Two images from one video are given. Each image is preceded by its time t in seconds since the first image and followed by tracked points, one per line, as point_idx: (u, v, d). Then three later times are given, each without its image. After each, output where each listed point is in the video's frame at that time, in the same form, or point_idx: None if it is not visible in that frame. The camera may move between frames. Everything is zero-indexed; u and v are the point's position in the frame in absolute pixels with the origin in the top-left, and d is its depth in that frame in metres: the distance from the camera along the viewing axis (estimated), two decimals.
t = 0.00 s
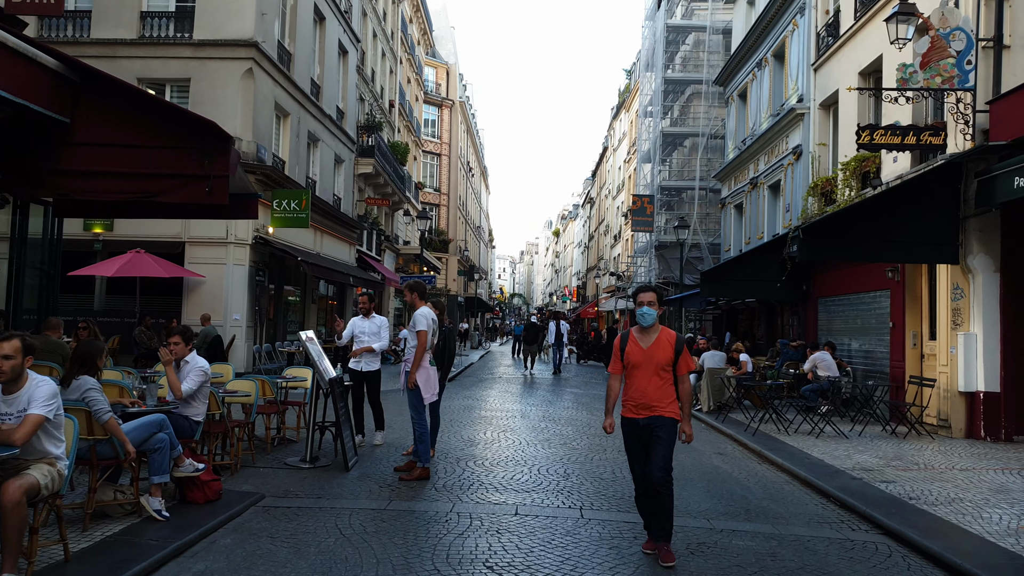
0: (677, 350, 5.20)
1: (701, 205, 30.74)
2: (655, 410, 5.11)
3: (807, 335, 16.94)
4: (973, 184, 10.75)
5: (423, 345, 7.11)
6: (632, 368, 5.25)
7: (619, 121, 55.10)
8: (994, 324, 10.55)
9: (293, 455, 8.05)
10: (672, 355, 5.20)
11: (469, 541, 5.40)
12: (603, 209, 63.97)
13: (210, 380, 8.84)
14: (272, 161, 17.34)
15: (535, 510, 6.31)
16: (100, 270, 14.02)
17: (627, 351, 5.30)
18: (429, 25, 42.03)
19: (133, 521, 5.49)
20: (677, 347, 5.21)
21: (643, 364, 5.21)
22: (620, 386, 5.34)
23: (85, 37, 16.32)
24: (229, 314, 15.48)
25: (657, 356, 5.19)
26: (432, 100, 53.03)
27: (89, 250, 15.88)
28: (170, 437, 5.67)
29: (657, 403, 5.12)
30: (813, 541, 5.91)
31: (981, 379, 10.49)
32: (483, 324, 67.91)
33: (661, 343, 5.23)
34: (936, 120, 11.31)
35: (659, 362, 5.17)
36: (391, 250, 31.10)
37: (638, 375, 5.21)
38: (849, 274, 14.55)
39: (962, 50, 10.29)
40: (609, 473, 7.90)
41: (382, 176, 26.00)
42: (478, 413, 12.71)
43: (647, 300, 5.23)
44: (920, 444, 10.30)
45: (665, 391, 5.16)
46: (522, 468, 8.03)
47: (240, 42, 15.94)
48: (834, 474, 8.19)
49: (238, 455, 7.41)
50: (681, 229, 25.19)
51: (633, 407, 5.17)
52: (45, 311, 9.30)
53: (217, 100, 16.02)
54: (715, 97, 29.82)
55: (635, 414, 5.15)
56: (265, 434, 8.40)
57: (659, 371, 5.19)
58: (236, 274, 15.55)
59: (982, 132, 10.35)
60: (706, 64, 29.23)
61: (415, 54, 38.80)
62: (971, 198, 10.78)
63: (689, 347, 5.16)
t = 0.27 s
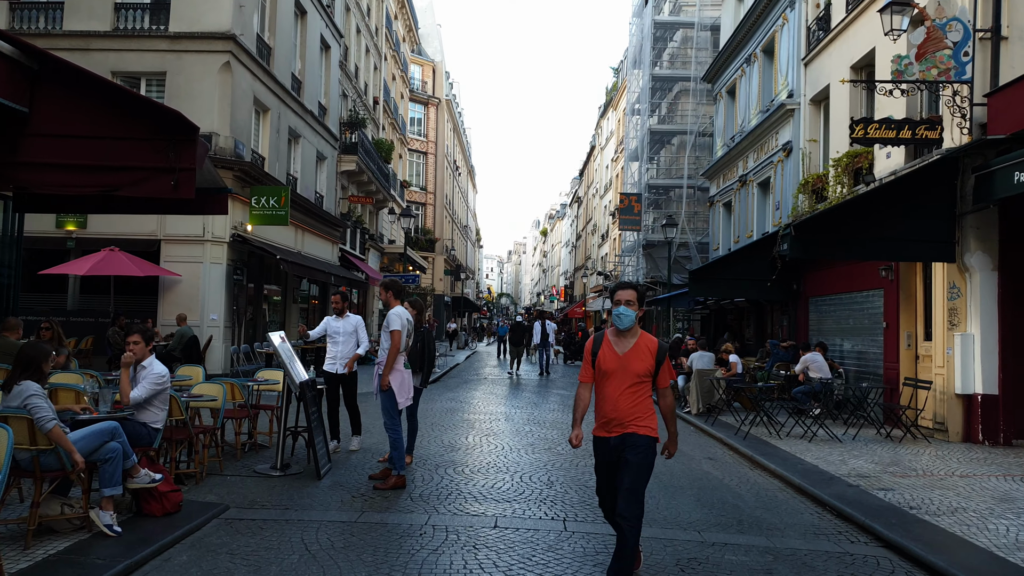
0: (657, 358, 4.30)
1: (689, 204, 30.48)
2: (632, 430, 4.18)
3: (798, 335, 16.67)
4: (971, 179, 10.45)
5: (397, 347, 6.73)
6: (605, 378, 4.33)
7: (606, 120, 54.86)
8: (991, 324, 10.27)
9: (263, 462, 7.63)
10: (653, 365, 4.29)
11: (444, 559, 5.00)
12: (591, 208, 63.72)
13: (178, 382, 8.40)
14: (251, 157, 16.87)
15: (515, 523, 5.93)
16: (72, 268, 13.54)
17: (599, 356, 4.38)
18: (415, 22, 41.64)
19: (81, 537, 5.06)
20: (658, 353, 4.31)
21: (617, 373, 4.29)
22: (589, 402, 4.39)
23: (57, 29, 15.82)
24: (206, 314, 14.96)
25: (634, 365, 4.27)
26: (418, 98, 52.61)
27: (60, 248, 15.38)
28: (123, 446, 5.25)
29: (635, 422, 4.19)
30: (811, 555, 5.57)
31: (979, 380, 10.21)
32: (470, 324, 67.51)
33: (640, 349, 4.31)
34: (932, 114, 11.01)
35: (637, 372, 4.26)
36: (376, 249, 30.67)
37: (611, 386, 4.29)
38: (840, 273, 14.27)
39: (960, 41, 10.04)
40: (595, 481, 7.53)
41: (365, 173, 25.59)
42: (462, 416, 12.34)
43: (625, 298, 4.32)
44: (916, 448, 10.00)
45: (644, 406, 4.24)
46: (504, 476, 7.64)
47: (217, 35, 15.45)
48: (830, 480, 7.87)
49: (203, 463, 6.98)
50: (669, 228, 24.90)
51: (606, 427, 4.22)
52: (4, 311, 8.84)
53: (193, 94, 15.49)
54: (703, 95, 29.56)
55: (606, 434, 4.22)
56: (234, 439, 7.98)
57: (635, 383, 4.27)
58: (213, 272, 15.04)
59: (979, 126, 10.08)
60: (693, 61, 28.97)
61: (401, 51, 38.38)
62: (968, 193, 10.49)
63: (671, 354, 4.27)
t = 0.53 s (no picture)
0: (642, 349, 3.70)
1: (685, 202, 30.19)
2: (610, 436, 3.65)
3: (796, 334, 16.39)
4: (979, 172, 10.21)
5: (382, 345, 6.42)
6: (584, 376, 3.80)
7: (601, 118, 54.56)
8: (1000, 323, 9.99)
9: (242, 466, 7.24)
10: (636, 356, 3.71)
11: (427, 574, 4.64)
12: (585, 208, 63.44)
13: (155, 382, 8.02)
14: (239, 152, 16.42)
15: (506, 532, 5.58)
16: (52, 265, 13.13)
17: (575, 352, 3.84)
18: (408, 19, 41.29)
19: (38, 551, 4.69)
20: (642, 344, 3.71)
21: (595, 369, 3.76)
22: (571, 401, 3.91)
23: (38, 20, 15.38)
24: (191, 312, 14.56)
25: (613, 358, 3.72)
26: (411, 96, 52.23)
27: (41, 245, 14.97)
28: (84, 452, 4.88)
29: (612, 426, 3.65)
30: (821, 566, 5.24)
31: (987, 380, 9.94)
32: (464, 324, 67.17)
33: (620, 340, 3.74)
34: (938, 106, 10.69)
35: (616, 367, 3.70)
36: (367, 247, 30.33)
37: (593, 385, 3.76)
38: (841, 270, 13.99)
39: (966, 30, 9.77)
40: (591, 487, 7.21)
41: (357, 170, 25.22)
42: (454, 417, 12.00)
43: (599, 283, 3.78)
44: (922, 452, 9.69)
45: (626, 407, 3.69)
46: (495, 481, 7.30)
47: (203, 26, 15.00)
48: (837, 486, 7.55)
49: (177, 467, 6.59)
50: (665, 225, 24.59)
51: (581, 431, 3.72)
52: None
53: (178, 87, 15.01)
54: (699, 92, 29.26)
55: (590, 441, 3.69)
56: (212, 442, 7.60)
57: (617, 380, 3.72)
58: (198, 269, 14.63)
59: (987, 118, 9.77)
60: (689, 58, 28.67)
61: (393, 47, 38.01)
62: (976, 187, 10.24)
63: (655, 344, 3.66)
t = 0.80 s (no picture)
0: (609, 356, 2.98)
1: (683, 200, 29.86)
2: (570, 462, 2.98)
3: (798, 334, 16.05)
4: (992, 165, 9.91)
5: (365, 344, 6.08)
6: (544, 390, 3.12)
7: (598, 116, 54.23)
8: (1012, 322, 9.69)
9: (221, 474, 6.82)
10: (604, 366, 2.99)
11: None
12: (582, 207, 63.12)
13: (131, 384, 7.60)
14: (228, 148, 15.90)
15: (497, 547, 5.20)
16: (33, 262, 12.71)
17: (535, 361, 3.17)
18: (403, 15, 40.90)
19: None
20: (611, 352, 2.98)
21: (556, 380, 3.08)
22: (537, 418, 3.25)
23: (20, 11, 14.83)
24: (178, 311, 14.14)
25: (577, 369, 3.02)
26: (407, 93, 51.84)
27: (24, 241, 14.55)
28: (40, 462, 4.49)
29: (572, 452, 2.98)
30: None
31: (1000, 382, 9.64)
32: (460, 324, 66.79)
33: (584, 347, 3.03)
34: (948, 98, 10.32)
35: (579, 380, 3.01)
36: (361, 246, 29.93)
37: (553, 402, 3.08)
38: (845, 268, 13.66)
39: (978, 17, 9.39)
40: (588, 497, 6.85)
41: (350, 167, 24.84)
42: (447, 420, 11.62)
43: (558, 279, 3.12)
44: (932, 456, 9.35)
45: (591, 427, 3.00)
46: (487, 490, 6.92)
47: (190, 18, 14.45)
48: (847, 494, 7.17)
49: (150, 476, 6.18)
50: (663, 223, 24.26)
51: (538, 455, 3.07)
52: None
53: (165, 82, 14.47)
54: (697, 88, 28.92)
55: (550, 472, 3.02)
56: (190, 447, 7.19)
57: (581, 394, 3.03)
58: (186, 267, 14.21)
59: (1000, 109, 9.49)
60: (687, 53, 28.34)
61: (388, 44, 37.62)
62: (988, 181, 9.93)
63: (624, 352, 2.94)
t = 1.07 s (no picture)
0: (541, 355, 2.31)
1: (681, 198, 29.52)
2: (490, 486, 2.39)
3: (798, 334, 15.72)
4: (1001, 159, 9.57)
5: (343, 346, 5.70)
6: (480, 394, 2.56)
7: (596, 114, 53.91)
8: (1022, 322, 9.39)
9: (193, 482, 6.43)
10: (534, 369, 2.34)
11: None
12: (579, 206, 62.80)
13: (102, 388, 7.20)
14: (216, 145, 15.49)
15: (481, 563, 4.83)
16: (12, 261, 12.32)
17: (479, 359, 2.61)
18: (398, 13, 40.55)
19: None
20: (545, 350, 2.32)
21: (491, 383, 2.49)
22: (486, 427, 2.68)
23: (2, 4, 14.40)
24: (163, 311, 13.76)
25: (508, 370, 2.40)
26: (403, 92, 51.48)
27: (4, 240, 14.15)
28: None
29: (499, 475, 2.39)
30: None
31: (1009, 382, 9.32)
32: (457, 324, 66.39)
33: (517, 344, 2.40)
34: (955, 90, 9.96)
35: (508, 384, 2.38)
36: (355, 245, 29.56)
37: (486, 409, 2.51)
38: (847, 266, 13.32)
39: (986, 7, 9.12)
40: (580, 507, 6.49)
41: (343, 165, 24.44)
42: (438, 424, 11.24)
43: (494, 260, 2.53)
44: (940, 460, 9.01)
45: (521, 445, 2.38)
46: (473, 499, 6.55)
47: (175, 11, 14.00)
48: (853, 502, 6.80)
49: (115, 486, 5.80)
50: (661, 221, 23.92)
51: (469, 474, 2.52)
52: None
53: (149, 77, 13.99)
54: (695, 85, 28.58)
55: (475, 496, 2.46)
56: (162, 455, 6.81)
57: (511, 401, 2.41)
58: (171, 266, 13.82)
59: (1009, 100, 9.12)
60: (685, 50, 28.01)
61: (383, 42, 37.26)
62: (996, 175, 9.59)
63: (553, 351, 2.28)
